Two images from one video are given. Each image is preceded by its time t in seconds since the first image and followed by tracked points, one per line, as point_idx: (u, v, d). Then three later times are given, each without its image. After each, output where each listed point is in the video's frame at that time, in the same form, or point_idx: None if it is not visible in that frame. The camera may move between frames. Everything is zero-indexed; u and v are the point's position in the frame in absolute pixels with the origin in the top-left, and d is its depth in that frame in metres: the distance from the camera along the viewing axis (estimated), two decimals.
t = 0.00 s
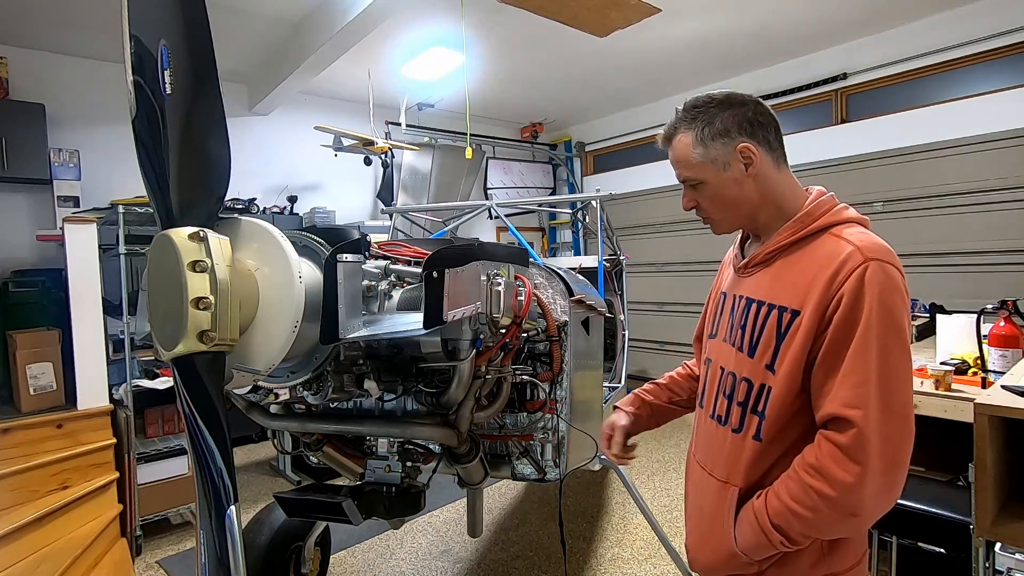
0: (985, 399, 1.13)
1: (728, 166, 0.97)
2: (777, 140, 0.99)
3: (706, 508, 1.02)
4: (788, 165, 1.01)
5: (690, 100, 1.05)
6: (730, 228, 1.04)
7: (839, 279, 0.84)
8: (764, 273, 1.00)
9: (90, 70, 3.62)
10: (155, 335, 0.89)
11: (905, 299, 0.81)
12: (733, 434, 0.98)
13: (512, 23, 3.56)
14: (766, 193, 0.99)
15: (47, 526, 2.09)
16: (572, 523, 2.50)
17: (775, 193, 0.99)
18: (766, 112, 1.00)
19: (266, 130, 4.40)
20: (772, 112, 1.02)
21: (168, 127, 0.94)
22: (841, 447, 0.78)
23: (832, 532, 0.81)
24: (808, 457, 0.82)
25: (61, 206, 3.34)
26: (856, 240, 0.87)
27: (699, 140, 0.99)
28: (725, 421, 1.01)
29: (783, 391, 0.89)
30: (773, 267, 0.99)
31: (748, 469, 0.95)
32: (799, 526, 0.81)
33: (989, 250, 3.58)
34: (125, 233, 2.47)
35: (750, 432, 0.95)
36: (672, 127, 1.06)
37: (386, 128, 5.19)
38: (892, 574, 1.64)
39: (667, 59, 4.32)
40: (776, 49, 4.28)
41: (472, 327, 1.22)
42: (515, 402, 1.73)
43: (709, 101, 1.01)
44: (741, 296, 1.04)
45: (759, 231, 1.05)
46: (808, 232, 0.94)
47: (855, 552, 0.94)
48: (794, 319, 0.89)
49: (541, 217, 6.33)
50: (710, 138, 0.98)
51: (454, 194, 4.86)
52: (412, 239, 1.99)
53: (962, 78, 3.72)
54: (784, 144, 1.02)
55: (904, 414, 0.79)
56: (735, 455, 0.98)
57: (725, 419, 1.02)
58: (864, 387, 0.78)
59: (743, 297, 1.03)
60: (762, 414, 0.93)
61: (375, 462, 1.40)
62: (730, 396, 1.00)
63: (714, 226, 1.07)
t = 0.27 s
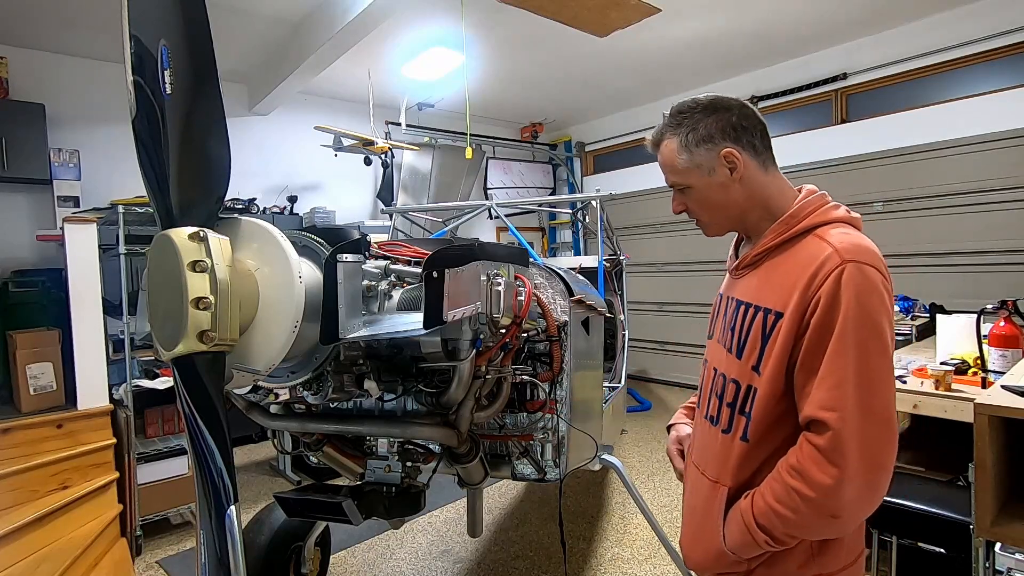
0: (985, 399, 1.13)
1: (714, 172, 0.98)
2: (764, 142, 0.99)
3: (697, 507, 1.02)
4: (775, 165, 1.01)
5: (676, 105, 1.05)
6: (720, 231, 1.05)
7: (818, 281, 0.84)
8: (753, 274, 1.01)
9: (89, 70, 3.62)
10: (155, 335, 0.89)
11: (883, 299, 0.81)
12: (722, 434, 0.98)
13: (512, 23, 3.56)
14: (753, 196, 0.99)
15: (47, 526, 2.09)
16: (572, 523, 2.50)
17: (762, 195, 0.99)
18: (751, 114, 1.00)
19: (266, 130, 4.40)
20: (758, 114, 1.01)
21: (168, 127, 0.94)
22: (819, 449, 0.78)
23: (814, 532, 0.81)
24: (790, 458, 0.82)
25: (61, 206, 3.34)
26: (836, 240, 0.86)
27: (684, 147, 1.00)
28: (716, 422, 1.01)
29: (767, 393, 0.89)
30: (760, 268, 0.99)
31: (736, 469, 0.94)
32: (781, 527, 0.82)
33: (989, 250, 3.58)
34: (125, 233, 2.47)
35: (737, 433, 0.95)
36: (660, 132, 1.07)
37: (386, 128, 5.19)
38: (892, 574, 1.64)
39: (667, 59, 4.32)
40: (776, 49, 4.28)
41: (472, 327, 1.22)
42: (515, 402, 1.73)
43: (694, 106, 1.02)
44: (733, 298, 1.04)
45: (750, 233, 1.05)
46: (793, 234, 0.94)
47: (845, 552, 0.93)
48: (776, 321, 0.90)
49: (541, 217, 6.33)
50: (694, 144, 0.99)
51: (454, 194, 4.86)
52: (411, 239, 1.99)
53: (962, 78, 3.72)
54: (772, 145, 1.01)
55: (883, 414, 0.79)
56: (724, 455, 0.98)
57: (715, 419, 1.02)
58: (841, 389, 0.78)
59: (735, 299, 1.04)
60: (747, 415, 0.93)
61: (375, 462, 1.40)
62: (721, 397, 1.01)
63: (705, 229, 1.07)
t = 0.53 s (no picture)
0: (985, 399, 1.13)
1: (706, 175, 0.99)
2: (756, 140, 0.98)
3: (692, 503, 1.04)
4: (771, 162, 1.00)
5: (669, 112, 1.06)
6: (722, 231, 1.05)
7: (799, 283, 0.84)
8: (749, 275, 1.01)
9: (89, 71, 3.62)
10: (155, 335, 0.89)
11: (864, 300, 0.79)
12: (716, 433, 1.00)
13: (512, 23, 3.56)
14: (749, 195, 0.99)
15: (47, 526, 2.09)
16: (572, 523, 2.50)
17: (757, 195, 0.99)
18: (741, 114, 0.99)
19: (266, 130, 4.40)
20: (750, 114, 1.00)
21: (169, 127, 0.94)
22: (794, 450, 0.79)
23: (796, 533, 0.82)
24: (771, 459, 0.84)
25: (61, 206, 3.34)
26: (818, 241, 0.85)
27: (676, 152, 1.01)
28: (713, 421, 1.03)
29: (754, 394, 0.90)
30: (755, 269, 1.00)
31: (726, 468, 0.95)
32: (762, 526, 0.84)
33: (989, 250, 3.58)
34: (125, 233, 2.47)
35: (728, 432, 0.96)
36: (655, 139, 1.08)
37: (386, 128, 5.19)
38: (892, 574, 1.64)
39: (667, 59, 4.32)
40: (775, 50, 4.29)
41: (472, 327, 1.22)
42: (515, 402, 1.74)
43: (684, 112, 1.02)
44: (732, 299, 1.05)
45: (749, 233, 1.05)
46: (784, 235, 0.93)
47: (840, 556, 0.92)
48: (763, 322, 0.90)
49: (541, 217, 6.33)
50: (685, 149, 1.00)
51: (454, 194, 4.87)
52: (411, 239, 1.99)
53: (962, 78, 3.72)
54: (766, 143, 1.00)
55: (861, 418, 0.78)
56: (716, 454, 0.99)
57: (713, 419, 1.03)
58: (815, 391, 0.78)
59: (733, 300, 1.04)
60: (737, 414, 0.94)
61: (375, 462, 1.40)
62: (719, 397, 1.02)
63: (707, 230, 1.08)
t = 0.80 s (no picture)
0: (985, 399, 1.13)
1: (707, 175, 0.99)
2: (758, 138, 0.97)
3: (692, 504, 1.04)
4: (774, 159, 0.99)
5: (672, 110, 1.06)
6: (727, 228, 1.06)
7: (798, 285, 0.84)
8: (750, 276, 1.01)
9: (89, 71, 3.62)
10: (155, 335, 0.89)
11: (863, 304, 0.79)
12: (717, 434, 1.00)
13: (512, 23, 3.56)
14: (751, 193, 0.99)
15: (47, 526, 2.09)
16: (572, 523, 2.50)
17: (759, 193, 0.99)
18: (743, 111, 0.98)
19: (266, 130, 4.40)
20: (752, 111, 0.99)
21: (169, 127, 0.94)
22: (792, 454, 0.79)
23: (794, 535, 0.82)
24: (769, 462, 0.84)
25: (61, 206, 3.34)
26: (818, 244, 0.85)
27: (678, 152, 1.02)
28: (714, 421, 1.03)
29: (754, 395, 0.90)
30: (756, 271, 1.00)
31: (725, 469, 0.95)
32: (760, 528, 0.84)
33: (989, 250, 3.58)
34: (125, 233, 2.47)
35: (728, 433, 0.96)
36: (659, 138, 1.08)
37: (386, 128, 5.19)
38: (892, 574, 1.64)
39: (667, 59, 4.32)
40: (775, 50, 4.29)
41: (472, 327, 1.22)
42: (515, 402, 1.74)
43: (686, 111, 1.02)
44: (733, 300, 1.05)
45: (753, 231, 1.05)
46: (785, 236, 0.93)
47: (840, 558, 0.93)
48: (763, 324, 0.90)
49: (541, 217, 6.33)
50: (686, 148, 1.00)
51: (454, 194, 4.87)
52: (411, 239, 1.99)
53: (962, 78, 3.72)
54: (769, 141, 0.99)
55: (860, 422, 0.78)
56: (716, 454, 0.99)
57: (714, 419, 1.04)
58: (813, 395, 0.78)
59: (734, 301, 1.05)
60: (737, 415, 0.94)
61: (375, 462, 1.40)
62: (720, 397, 1.02)
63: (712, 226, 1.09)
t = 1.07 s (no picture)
0: (985, 399, 1.13)
1: (705, 173, 1.00)
2: (759, 137, 0.96)
3: (693, 504, 1.05)
4: (776, 158, 0.98)
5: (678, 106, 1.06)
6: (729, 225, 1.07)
7: (798, 286, 0.84)
8: (751, 276, 1.01)
9: (89, 71, 3.62)
10: (155, 335, 0.89)
11: (863, 305, 0.79)
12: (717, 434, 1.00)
13: (512, 23, 3.56)
14: (749, 193, 0.99)
15: (47, 526, 2.09)
16: (572, 523, 2.50)
17: (758, 193, 0.99)
18: (746, 109, 0.97)
19: (266, 130, 4.40)
20: (756, 109, 0.98)
21: (168, 127, 0.94)
22: (791, 455, 0.80)
23: (793, 537, 0.82)
24: (769, 463, 0.84)
25: (61, 206, 3.34)
26: (817, 246, 0.85)
27: (679, 150, 1.03)
28: (715, 421, 1.03)
29: (753, 396, 0.91)
30: (756, 271, 1.00)
31: (724, 470, 0.95)
32: (760, 529, 0.84)
33: (989, 250, 3.58)
34: (125, 233, 2.47)
35: (728, 434, 0.96)
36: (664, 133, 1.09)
37: (386, 128, 5.19)
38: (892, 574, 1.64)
39: (666, 59, 4.32)
40: (775, 50, 4.29)
41: (472, 327, 1.22)
42: (515, 402, 1.73)
43: (688, 109, 1.02)
44: (733, 299, 1.05)
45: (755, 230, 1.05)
46: (784, 237, 0.94)
47: (842, 558, 0.92)
48: (763, 324, 0.90)
49: (541, 217, 6.33)
50: (687, 146, 1.01)
51: (454, 194, 4.87)
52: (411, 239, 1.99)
53: (962, 78, 3.72)
54: (772, 139, 0.98)
55: (860, 424, 0.77)
56: (717, 455, 0.99)
57: (715, 419, 1.04)
58: (812, 397, 0.78)
59: (734, 301, 1.05)
60: (737, 416, 0.94)
61: (375, 462, 1.40)
62: (720, 398, 1.02)
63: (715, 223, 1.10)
